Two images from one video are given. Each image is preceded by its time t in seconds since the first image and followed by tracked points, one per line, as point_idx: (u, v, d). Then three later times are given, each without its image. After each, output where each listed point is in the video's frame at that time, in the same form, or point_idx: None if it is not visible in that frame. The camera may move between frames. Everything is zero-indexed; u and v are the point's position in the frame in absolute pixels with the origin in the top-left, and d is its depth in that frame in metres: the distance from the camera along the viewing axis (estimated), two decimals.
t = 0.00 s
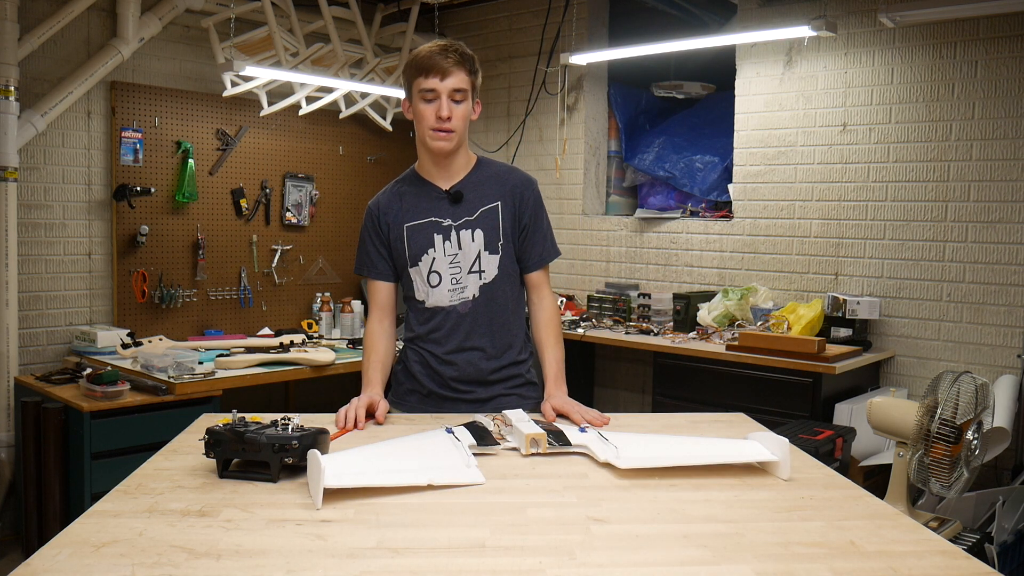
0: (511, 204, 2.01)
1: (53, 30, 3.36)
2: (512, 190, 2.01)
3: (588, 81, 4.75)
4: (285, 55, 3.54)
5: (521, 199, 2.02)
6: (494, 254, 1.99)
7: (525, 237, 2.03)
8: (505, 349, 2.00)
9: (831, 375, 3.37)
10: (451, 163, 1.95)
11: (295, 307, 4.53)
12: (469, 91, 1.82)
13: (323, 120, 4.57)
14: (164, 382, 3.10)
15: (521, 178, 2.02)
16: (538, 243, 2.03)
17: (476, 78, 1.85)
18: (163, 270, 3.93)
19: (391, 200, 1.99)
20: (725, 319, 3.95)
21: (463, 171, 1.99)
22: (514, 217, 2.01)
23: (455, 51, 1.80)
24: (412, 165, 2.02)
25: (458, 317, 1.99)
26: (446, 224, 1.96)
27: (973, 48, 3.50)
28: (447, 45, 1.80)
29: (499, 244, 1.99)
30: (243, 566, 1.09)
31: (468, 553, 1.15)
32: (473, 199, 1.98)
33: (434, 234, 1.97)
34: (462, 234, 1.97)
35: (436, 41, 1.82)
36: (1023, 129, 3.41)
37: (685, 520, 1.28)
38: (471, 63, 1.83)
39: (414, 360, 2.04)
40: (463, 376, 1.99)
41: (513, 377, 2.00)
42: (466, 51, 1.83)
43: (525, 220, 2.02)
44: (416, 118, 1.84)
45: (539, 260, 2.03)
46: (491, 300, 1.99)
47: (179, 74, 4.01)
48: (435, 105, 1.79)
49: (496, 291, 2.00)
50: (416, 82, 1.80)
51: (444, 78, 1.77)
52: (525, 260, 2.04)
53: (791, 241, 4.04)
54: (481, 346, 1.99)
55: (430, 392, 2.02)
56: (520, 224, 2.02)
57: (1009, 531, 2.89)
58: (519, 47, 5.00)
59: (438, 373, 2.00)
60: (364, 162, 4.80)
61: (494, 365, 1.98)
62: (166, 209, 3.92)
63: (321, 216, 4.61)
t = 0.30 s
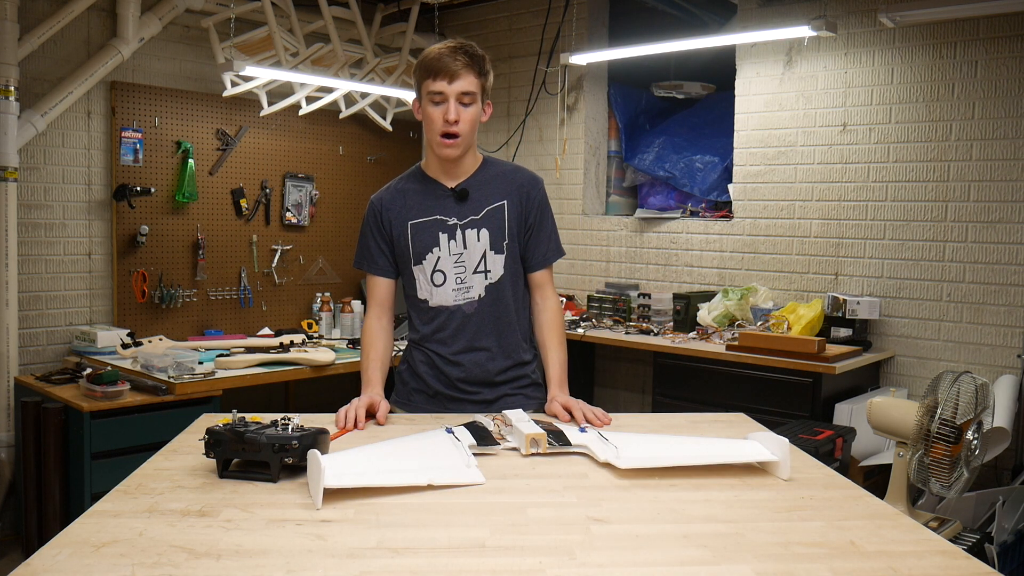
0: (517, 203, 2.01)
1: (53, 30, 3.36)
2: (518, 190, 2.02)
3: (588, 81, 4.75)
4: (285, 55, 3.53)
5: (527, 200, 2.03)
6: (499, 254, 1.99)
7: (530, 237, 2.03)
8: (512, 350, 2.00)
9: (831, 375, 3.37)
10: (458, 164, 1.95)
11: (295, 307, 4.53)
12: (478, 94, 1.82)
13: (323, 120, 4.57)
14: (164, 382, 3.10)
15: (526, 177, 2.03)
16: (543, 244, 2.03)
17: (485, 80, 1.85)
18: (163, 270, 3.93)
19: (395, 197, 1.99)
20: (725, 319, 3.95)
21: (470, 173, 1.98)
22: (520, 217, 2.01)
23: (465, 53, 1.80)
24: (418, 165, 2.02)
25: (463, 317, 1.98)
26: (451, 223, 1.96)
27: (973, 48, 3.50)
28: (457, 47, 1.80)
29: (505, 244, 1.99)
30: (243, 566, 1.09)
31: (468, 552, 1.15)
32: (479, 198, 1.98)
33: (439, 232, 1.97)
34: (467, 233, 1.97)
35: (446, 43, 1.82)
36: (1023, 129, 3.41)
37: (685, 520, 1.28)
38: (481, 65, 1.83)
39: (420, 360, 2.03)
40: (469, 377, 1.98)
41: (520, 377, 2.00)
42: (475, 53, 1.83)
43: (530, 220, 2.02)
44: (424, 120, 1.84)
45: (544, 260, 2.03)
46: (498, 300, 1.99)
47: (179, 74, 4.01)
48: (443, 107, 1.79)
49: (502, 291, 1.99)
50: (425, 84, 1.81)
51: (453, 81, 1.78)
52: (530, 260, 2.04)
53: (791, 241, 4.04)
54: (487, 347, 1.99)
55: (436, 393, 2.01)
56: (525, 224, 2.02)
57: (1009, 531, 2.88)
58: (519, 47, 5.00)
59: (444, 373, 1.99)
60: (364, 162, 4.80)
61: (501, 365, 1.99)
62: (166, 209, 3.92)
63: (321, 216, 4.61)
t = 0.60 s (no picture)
0: (524, 206, 2.00)
1: (53, 30, 3.36)
2: (526, 193, 2.01)
3: (588, 81, 4.76)
4: (285, 55, 3.53)
5: (534, 204, 2.02)
6: (505, 257, 1.98)
7: (537, 241, 2.03)
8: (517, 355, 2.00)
9: (831, 375, 3.37)
10: (466, 164, 1.95)
11: (295, 307, 4.53)
12: (488, 94, 1.82)
13: (323, 120, 4.57)
14: (164, 382, 3.10)
15: (534, 181, 2.02)
16: (550, 248, 2.03)
17: (496, 80, 1.85)
18: (163, 270, 3.93)
19: (401, 197, 1.97)
20: (725, 319, 3.95)
21: (476, 173, 1.98)
22: (527, 220, 2.01)
23: (476, 52, 1.80)
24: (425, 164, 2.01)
25: (467, 320, 1.98)
26: (457, 225, 1.95)
27: (974, 48, 3.50)
28: (467, 46, 1.80)
29: (511, 247, 1.98)
30: (243, 566, 1.09)
31: (468, 552, 1.15)
32: (485, 200, 1.97)
33: (444, 234, 1.95)
34: (473, 236, 1.96)
35: (457, 41, 1.82)
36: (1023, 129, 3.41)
37: (685, 520, 1.28)
38: (492, 65, 1.83)
39: (422, 363, 2.03)
40: (471, 382, 1.99)
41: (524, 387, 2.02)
42: (488, 53, 1.83)
43: (538, 224, 2.02)
44: (432, 118, 1.84)
45: (550, 263, 2.04)
46: (502, 304, 1.99)
47: (178, 73, 4.01)
48: (452, 105, 1.79)
49: (507, 295, 1.99)
50: (435, 81, 1.81)
51: (462, 79, 1.77)
52: (537, 264, 2.05)
53: (791, 241, 4.04)
54: (490, 352, 1.99)
55: (437, 397, 2.02)
56: (532, 227, 2.02)
57: (1009, 531, 2.88)
58: (519, 47, 5.00)
59: (446, 377, 2.00)
60: (364, 162, 4.80)
61: (505, 371, 2.00)
62: (166, 209, 3.92)
63: (321, 216, 4.61)
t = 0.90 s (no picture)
0: (528, 208, 2.00)
1: (53, 30, 3.36)
2: (530, 195, 2.01)
3: (588, 81, 4.76)
4: (285, 55, 3.53)
5: (537, 205, 2.02)
6: (510, 259, 1.98)
7: (541, 243, 2.03)
8: (522, 357, 2.00)
9: (831, 375, 3.36)
10: (468, 165, 1.94)
11: (295, 307, 4.53)
12: (490, 94, 1.82)
13: (323, 120, 4.57)
14: (164, 382, 3.10)
15: (538, 183, 2.02)
16: (553, 251, 2.04)
17: (498, 80, 1.85)
18: (163, 270, 3.93)
19: (403, 198, 1.96)
20: (725, 319, 3.95)
21: (479, 174, 1.97)
22: (531, 223, 2.01)
23: (479, 52, 1.80)
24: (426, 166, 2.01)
25: (472, 323, 1.98)
26: (461, 227, 1.94)
27: (973, 48, 3.50)
28: (469, 45, 1.80)
29: (515, 249, 1.98)
30: (243, 566, 1.09)
31: (468, 552, 1.15)
32: (490, 202, 1.96)
33: (448, 236, 1.94)
34: (477, 238, 1.95)
35: (459, 40, 1.82)
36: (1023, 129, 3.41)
37: (685, 520, 1.28)
38: (495, 65, 1.83)
39: (426, 366, 2.02)
40: (477, 386, 1.99)
41: (531, 391, 2.01)
42: (490, 53, 1.83)
43: (541, 227, 2.02)
44: (435, 117, 1.84)
45: (554, 265, 2.05)
46: (507, 306, 1.99)
47: (178, 73, 4.00)
48: (455, 105, 1.79)
49: (512, 297, 1.99)
50: (438, 81, 1.80)
51: (466, 79, 1.77)
52: (541, 266, 2.05)
53: (791, 241, 4.04)
54: (496, 354, 1.98)
55: (443, 401, 2.01)
56: (537, 230, 2.02)
57: (1009, 531, 2.88)
58: (519, 47, 5.00)
59: (451, 381, 1.99)
60: (364, 162, 4.80)
61: (511, 373, 1.99)
62: (166, 209, 3.92)
63: (321, 217, 4.61)
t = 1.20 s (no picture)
0: (532, 208, 2.00)
1: (53, 30, 3.35)
2: (534, 196, 2.01)
3: (588, 81, 4.75)
4: (285, 55, 3.53)
5: (541, 206, 2.02)
6: (514, 258, 1.97)
7: (545, 243, 2.03)
8: (527, 356, 2.00)
9: (831, 375, 3.36)
10: (474, 165, 1.94)
11: (295, 308, 4.53)
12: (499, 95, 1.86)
13: (323, 120, 4.57)
14: (164, 382, 3.10)
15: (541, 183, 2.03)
16: (556, 251, 2.05)
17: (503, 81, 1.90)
18: (163, 270, 3.93)
19: (404, 197, 1.95)
20: (725, 319, 3.95)
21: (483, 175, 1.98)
22: (535, 223, 2.01)
23: (489, 53, 1.84)
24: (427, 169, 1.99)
25: (477, 323, 1.95)
26: (464, 226, 1.95)
27: (974, 48, 3.50)
28: (477, 45, 1.83)
29: (519, 248, 1.98)
30: (243, 566, 1.08)
31: (468, 552, 1.15)
32: (493, 201, 1.96)
33: (452, 235, 1.94)
34: (482, 237, 1.95)
35: (465, 40, 1.84)
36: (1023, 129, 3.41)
37: (685, 521, 1.28)
38: (501, 66, 1.88)
39: (429, 369, 2.00)
40: (482, 387, 1.96)
41: (535, 390, 2.01)
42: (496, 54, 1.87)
43: (545, 227, 2.03)
44: (446, 119, 1.84)
45: (556, 265, 2.06)
46: (511, 306, 1.97)
47: (178, 73, 4.00)
48: (471, 106, 1.81)
49: (516, 297, 1.98)
50: (450, 82, 1.82)
51: (481, 80, 1.81)
52: (545, 266, 2.06)
53: (791, 241, 4.04)
54: (500, 354, 1.96)
55: (446, 403, 1.99)
56: (540, 230, 2.02)
57: (1009, 531, 2.89)
58: (519, 47, 5.00)
59: (456, 383, 1.96)
60: (364, 162, 4.80)
61: (516, 373, 1.98)
62: (166, 209, 3.92)
63: (321, 217, 4.61)
